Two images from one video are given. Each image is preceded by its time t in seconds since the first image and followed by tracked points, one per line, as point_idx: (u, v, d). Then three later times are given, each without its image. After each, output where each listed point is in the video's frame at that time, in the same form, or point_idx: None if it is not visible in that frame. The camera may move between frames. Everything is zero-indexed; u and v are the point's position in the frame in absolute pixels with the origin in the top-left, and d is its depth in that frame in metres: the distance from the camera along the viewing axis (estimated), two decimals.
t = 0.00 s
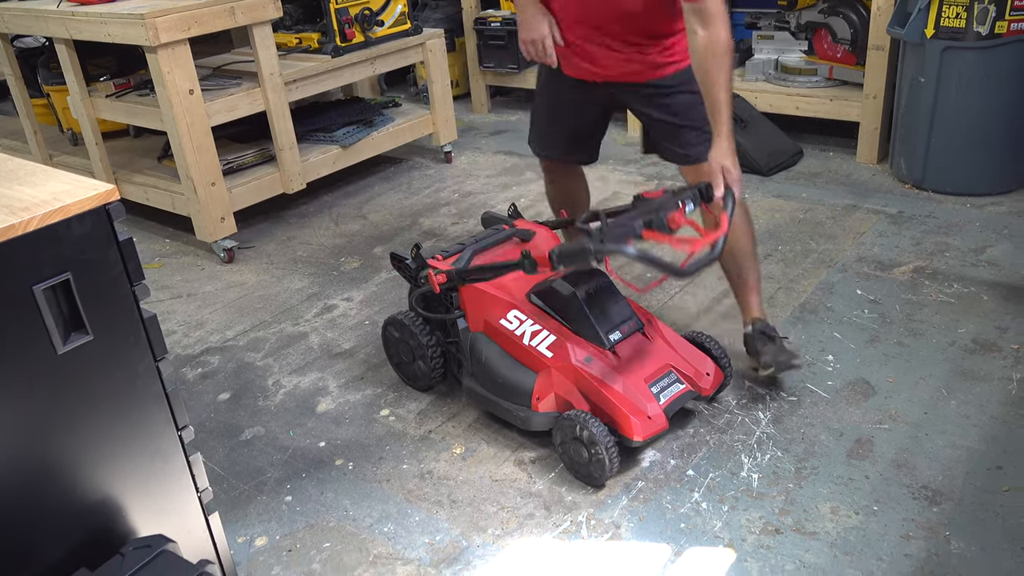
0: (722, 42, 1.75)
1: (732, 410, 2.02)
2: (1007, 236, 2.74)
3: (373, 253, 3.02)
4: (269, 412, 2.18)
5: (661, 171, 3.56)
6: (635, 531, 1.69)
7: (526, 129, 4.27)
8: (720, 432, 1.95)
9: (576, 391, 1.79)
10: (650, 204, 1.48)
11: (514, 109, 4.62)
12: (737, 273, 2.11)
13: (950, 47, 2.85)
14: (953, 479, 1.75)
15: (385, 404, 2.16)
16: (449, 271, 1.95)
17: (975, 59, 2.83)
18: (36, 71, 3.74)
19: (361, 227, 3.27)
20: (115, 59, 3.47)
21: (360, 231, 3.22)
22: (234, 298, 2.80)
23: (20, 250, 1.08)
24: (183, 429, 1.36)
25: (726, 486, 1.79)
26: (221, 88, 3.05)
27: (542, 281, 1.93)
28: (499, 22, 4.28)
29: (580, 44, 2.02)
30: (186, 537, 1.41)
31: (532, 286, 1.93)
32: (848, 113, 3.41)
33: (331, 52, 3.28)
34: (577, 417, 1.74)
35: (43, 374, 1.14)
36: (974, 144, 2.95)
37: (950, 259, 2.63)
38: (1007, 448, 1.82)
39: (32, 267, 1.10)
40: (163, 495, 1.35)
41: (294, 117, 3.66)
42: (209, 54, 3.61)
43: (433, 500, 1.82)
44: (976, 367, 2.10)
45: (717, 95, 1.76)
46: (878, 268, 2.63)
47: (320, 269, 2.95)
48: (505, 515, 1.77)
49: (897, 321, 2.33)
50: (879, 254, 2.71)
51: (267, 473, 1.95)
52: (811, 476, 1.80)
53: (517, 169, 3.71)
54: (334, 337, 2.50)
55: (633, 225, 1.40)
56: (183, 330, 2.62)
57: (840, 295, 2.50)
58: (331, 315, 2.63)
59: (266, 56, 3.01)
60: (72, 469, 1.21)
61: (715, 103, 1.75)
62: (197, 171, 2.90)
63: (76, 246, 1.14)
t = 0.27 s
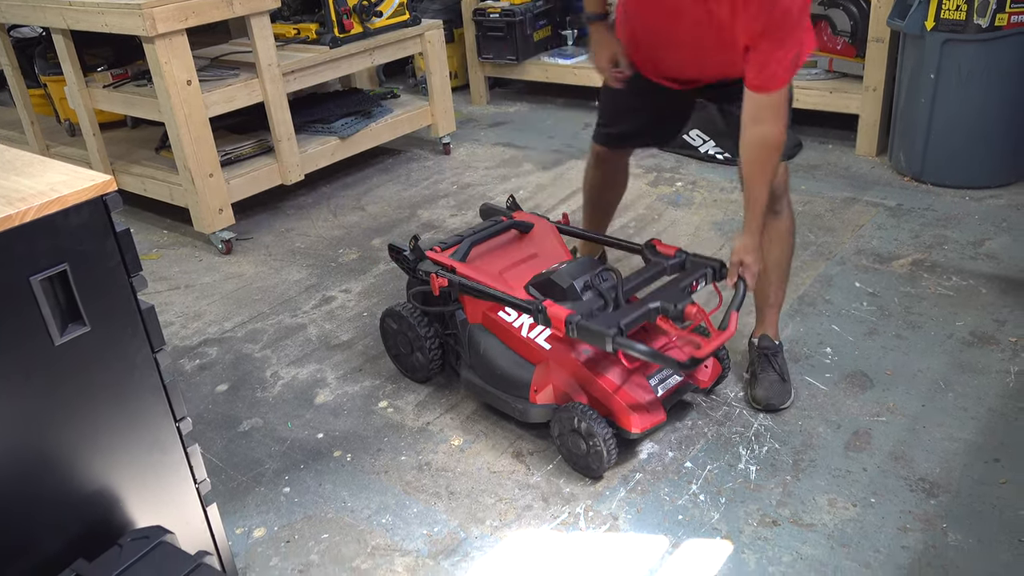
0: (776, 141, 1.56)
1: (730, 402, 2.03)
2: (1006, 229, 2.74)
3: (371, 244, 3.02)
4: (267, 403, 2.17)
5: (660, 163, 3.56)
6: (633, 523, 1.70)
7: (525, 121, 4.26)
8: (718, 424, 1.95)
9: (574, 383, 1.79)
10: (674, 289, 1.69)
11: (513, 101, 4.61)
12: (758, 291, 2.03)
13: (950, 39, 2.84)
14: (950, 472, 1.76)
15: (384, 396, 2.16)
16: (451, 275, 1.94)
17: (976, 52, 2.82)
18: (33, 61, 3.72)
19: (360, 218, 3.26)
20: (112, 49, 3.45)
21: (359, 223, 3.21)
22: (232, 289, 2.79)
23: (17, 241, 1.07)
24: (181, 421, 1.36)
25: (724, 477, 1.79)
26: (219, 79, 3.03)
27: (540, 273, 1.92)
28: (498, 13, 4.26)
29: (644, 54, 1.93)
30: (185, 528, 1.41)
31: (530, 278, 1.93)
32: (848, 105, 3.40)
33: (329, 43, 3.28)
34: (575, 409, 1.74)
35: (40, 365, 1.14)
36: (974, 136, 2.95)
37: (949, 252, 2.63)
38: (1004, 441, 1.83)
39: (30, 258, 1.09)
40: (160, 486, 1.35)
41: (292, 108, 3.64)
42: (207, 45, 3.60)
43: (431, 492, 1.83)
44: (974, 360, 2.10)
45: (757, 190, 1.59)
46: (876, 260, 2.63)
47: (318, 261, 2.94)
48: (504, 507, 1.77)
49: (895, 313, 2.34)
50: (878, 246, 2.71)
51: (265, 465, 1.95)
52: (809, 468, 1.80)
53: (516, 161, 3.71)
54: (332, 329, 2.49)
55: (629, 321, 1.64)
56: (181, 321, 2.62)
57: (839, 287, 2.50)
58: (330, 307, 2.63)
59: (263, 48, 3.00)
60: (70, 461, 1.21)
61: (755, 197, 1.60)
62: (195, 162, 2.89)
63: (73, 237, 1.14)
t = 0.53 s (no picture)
0: (802, 215, 1.52)
1: (729, 389, 2.03)
2: (1005, 215, 2.73)
3: (370, 233, 3.01)
4: (267, 392, 2.17)
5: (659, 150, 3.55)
6: (632, 510, 1.70)
7: (523, 108, 4.25)
8: (717, 411, 1.95)
9: (574, 371, 1.79)
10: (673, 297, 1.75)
11: (511, 89, 4.59)
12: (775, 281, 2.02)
13: (950, 24, 2.82)
14: (949, 457, 1.76)
15: (383, 384, 2.16)
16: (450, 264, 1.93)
17: (976, 37, 2.81)
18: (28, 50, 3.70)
19: (358, 207, 3.25)
20: (108, 38, 3.43)
21: (357, 212, 3.20)
22: (231, 278, 2.79)
23: (12, 229, 1.06)
24: (179, 409, 1.35)
25: (723, 464, 1.79)
26: (215, 67, 3.02)
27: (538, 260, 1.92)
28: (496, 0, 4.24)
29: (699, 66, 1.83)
30: (184, 517, 1.41)
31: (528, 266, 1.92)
32: (847, 91, 3.38)
33: (326, 31, 3.25)
34: (575, 396, 1.74)
35: (37, 353, 1.13)
36: (974, 121, 2.94)
37: (948, 238, 2.63)
38: (1003, 426, 1.83)
39: (25, 246, 1.08)
40: (159, 475, 1.35)
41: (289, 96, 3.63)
42: (203, 33, 3.58)
43: (431, 480, 1.83)
44: (973, 346, 2.10)
45: (780, 267, 1.54)
46: (876, 247, 2.62)
47: (317, 250, 2.94)
48: (503, 494, 1.77)
49: (895, 300, 2.33)
50: (877, 233, 2.71)
51: (264, 453, 1.95)
52: (808, 454, 1.80)
53: (514, 149, 3.69)
54: (331, 317, 2.49)
55: (629, 322, 1.67)
56: (179, 311, 2.62)
57: (838, 274, 2.49)
58: (328, 295, 2.62)
59: (260, 36, 2.98)
60: (68, 449, 1.20)
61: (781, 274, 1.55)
62: (192, 151, 2.88)
63: (69, 225, 1.13)
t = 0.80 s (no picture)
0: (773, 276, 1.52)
1: (728, 378, 2.03)
2: (1005, 204, 2.72)
3: (368, 224, 3.00)
4: (265, 382, 2.17)
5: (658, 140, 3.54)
6: (631, 500, 1.70)
7: (522, 98, 4.23)
8: (716, 401, 1.95)
9: (573, 361, 1.79)
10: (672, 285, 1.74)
11: (510, 78, 4.57)
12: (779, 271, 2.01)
13: (950, 13, 2.81)
14: (948, 447, 1.76)
15: (382, 374, 2.16)
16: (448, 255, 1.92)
17: (976, 25, 2.79)
18: (24, 40, 3.68)
19: (356, 197, 3.24)
20: (104, 27, 3.41)
21: (356, 202, 3.20)
22: (229, 269, 2.78)
23: (8, 220, 1.06)
24: (178, 400, 1.35)
25: (721, 454, 1.79)
26: (213, 57, 3.01)
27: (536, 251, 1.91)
28: None
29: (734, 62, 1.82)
30: (183, 508, 1.41)
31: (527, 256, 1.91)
32: (848, 80, 3.37)
33: (323, 20, 3.24)
34: (573, 386, 1.74)
35: (35, 344, 1.13)
36: (974, 110, 2.93)
37: (948, 227, 2.62)
38: (1002, 416, 1.83)
39: (22, 237, 1.08)
40: (157, 466, 1.35)
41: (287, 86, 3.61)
42: (200, 22, 3.56)
43: (430, 470, 1.83)
44: (972, 335, 2.10)
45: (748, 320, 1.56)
46: (875, 236, 2.62)
47: (315, 240, 2.93)
48: (502, 484, 1.77)
49: (894, 289, 2.33)
50: (877, 222, 2.70)
51: (264, 444, 1.95)
52: (807, 444, 1.80)
53: (513, 139, 3.68)
54: (330, 308, 2.49)
55: (628, 313, 1.66)
56: (178, 302, 2.61)
57: (837, 263, 2.49)
58: (327, 286, 2.62)
59: (258, 25, 2.97)
60: (67, 440, 1.20)
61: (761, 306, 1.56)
62: (189, 141, 2.87)
63: (66, 216, 1.12)
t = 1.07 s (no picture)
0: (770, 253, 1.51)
1: (728, 372, 2.03)
2: (1005, 197, 2.72)
3: (368, 217, 3.00)
4: (265, 376, 2.17)
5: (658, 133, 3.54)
6: (631, 494, 1.70)
7: (522, 91, 4.22)
8: (716, 395, 1.95)
9: (575, 351, 1.79)
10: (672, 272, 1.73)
11: (510, 71, 4.56)
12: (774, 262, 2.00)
13: (951, 5, 2.81)
14: (947, 440, 1.76)
15: (382, 368, 2.16)
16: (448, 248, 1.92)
17: (977, 18, 2.79)
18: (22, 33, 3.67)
19: (356, 191, 3.24)
20: (103, 20, 3.39)
21: (355, 196, 3.19)
22: (229, 263, 2.78)
23: (7, 213, 1.05)
24: (177, 395, 1.35)
25: (721, 448, 1.79)
26: (212, 50, 3.00)
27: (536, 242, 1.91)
28: None
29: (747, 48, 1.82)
30: (183, 502, 1.41)
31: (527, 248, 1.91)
32: (848, 73, 3.36)
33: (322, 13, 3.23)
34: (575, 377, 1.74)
35: (33, 339, 1.13)
36: (974, 103, 2.92)
37: (948, 221, 2.62)
38: (1001, 409, 1.83)
39: (20, 231, 1.07)
40: (157, 460, 1.34)
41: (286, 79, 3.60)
42: (199, 15, 3.55)
43: (430, 464, 1.83)
44: (972, 329, 2.10)
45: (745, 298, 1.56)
46: (876, 230, 2.61)
47: (315, 234, 2.93)
48: (502, 478, 1.77)
49: (894, 283, 2.33)
50: (877, 216, 2.70)
51: (264, 438, 1.95)
52: (807, 438, 1.80)
53: (513, 132, 3.68)
54: (329, 302, 2.49)
55: (628, 301, 1.65)
56: (177, 296, 2.61)
57: (837, 257, 2.49)
58: (327, 280, 2.61)
59: (257, 18, 2.96)
60: (67, 435, 1.20)
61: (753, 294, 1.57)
62: (188, 135, 2.86)
63: (64, 210, 1.12)
